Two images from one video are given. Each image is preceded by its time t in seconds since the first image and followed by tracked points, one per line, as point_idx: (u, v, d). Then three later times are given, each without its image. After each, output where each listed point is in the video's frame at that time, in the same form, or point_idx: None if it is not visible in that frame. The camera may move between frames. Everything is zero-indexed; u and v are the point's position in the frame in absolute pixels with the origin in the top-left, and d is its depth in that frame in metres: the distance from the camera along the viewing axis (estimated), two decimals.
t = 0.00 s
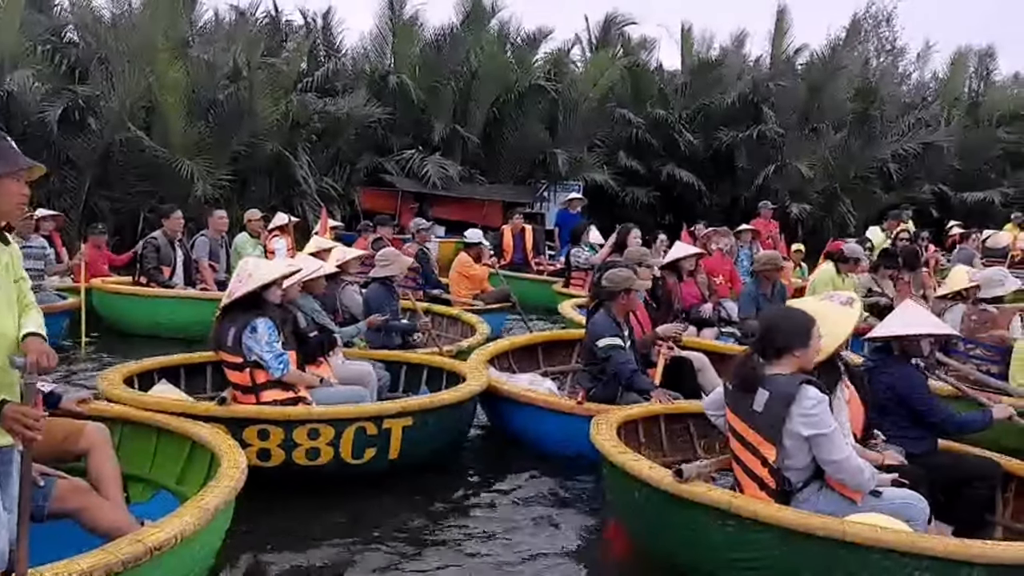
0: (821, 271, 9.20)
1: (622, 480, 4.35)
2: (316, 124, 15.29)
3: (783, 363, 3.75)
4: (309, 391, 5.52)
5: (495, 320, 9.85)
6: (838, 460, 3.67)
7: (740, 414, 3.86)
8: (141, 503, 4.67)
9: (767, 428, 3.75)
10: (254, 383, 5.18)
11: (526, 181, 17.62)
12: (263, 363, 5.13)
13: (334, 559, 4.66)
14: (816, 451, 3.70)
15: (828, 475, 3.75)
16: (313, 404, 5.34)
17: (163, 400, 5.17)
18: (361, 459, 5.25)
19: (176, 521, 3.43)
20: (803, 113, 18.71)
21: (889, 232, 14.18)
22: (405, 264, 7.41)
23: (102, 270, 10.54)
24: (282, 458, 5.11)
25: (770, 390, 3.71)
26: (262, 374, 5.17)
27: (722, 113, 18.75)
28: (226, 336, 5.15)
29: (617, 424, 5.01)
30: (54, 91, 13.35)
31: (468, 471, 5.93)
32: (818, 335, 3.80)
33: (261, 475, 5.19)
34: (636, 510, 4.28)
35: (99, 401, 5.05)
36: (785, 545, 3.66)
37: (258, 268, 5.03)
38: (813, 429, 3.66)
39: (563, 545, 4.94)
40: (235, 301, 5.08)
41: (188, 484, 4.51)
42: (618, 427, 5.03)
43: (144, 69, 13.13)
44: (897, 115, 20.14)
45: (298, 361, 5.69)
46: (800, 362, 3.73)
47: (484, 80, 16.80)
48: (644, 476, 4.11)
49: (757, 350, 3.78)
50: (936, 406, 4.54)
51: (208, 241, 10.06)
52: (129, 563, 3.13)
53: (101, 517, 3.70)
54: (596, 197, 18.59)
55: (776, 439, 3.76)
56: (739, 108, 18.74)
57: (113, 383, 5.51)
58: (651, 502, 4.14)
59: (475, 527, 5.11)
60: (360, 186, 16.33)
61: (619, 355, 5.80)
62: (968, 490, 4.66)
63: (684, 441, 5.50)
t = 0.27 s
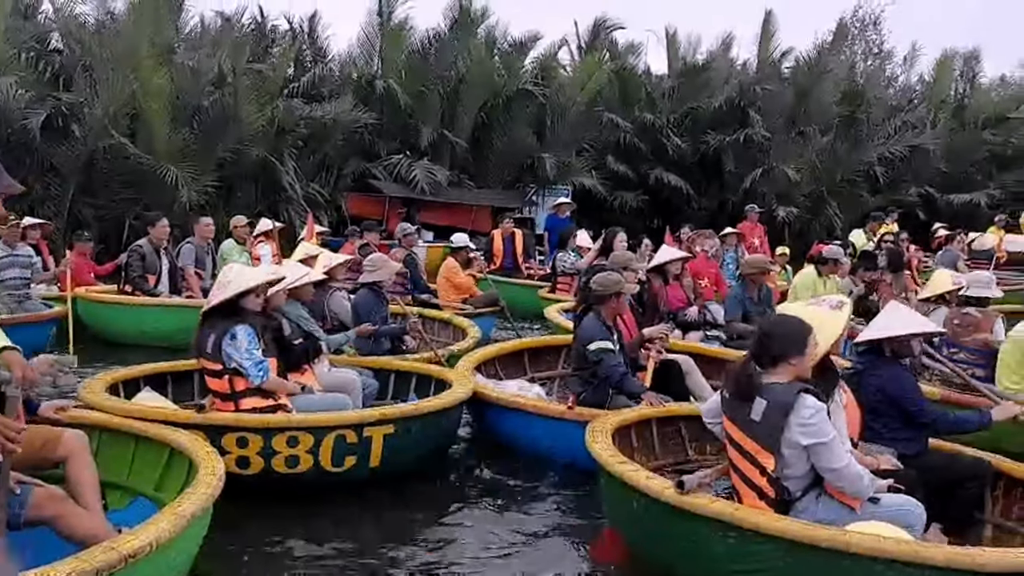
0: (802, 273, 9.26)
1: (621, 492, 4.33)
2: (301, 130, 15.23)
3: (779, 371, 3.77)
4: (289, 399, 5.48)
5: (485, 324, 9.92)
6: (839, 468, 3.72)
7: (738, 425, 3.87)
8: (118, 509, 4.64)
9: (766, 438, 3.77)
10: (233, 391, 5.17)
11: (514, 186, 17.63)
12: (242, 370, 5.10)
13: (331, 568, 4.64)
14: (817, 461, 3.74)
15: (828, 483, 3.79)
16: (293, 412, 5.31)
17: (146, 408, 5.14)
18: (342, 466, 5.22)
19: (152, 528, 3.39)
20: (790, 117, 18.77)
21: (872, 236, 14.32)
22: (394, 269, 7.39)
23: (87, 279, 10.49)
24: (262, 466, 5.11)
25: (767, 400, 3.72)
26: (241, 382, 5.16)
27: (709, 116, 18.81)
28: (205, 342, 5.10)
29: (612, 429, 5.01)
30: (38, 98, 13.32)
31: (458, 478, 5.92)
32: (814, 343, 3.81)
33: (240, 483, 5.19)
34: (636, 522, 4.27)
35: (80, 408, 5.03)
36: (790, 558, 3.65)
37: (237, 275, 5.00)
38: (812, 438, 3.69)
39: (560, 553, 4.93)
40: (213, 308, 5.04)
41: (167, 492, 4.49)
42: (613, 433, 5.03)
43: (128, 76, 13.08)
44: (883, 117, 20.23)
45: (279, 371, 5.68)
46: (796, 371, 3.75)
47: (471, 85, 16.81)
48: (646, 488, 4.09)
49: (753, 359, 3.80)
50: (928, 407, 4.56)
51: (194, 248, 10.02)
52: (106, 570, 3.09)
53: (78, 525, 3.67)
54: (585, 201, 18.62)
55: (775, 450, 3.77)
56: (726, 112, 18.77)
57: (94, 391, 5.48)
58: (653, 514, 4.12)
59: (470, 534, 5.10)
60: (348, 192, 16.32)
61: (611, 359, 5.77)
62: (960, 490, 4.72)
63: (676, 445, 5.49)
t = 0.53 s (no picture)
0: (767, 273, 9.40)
1: (602, 498, 4.32)
2: (269, 133, 15.09)
3: (757, 375, 3.79)
4: (251, 404, 5.43)
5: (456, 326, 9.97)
6: (820, 468, 3.74)
7: (719, 429, 3.88)
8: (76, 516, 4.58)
9: (747, 442, 3.77)
10: (193, 396, 5.12)
11: (485, 188, 17.63)
12: (202, 374, 5.07)
13: None
14: (797, 462, 3.75)
15: (809, 484, 3.81)
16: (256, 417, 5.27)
17: (110, 414, 5.07)
18: (304, 472, 5.17)
19: (109, 533, 3.34)
20: (759, 120, 18.93)
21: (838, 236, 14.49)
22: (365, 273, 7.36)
23: (52, 284, 10.34)
24: (222, 471, 5.05)
25: (747, 403, 3.74)
26: (202, 387, 5.12)
27: (679, 119, 18.95)
28: (166, 346, 5.07)
29: (590, 434, 5.01)
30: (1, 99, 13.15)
31: (434, 483, 5.91)
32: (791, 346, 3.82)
33: (199, 487, 5.13)
34: (620, 530, 4.25)
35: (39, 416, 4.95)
36: (777, 561, 3.66)
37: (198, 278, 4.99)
38: (792, 440, 3.71)
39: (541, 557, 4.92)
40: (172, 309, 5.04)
41: (126, 498, 4.43)
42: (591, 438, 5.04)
43: (90, 77, 12.91)
44: (850, 120, 20.49)
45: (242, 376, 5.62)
46: (773, 374, 3.77)
47: (441, 87, 16.79)
48: (629, 494, 4.08)
49: (730, 364, 3.82)
50: (900, 405, 4.61)
51: (160, 253, 9.91)
52: None
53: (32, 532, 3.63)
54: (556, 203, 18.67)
55: (756, 453, 3.78)
56: (696, 115, 18.90)
57: (56, 398, 5.40)
58: (637, 521, 4.10)
59: (450, 540, 5.09)
60: (317, 195, 16.24)
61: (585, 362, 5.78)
62: (934, 486, 4.81)
63: (648, 447, 5.49)
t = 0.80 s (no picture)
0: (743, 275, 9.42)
1: (596, 499, 4.32)
2: (246, 135, 14.95)
3: (748, 373, 3.81)
4: (223, 408, 5.38)
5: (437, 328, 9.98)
6: (813, 466, 3.77)
7: (713, 428, 3.90)
8: (46, 524, 4.54)
9: (742, 440, 3.79)
10: (162, 399, 5.09)
11: (465, 190, 17.62)
12: (170, 377, 5.02)
13: None
14: (790, 458, 3.78)
15: (803, 481, 3.84)
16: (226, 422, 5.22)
17: (81, 419, 5.04)
18: (276, 479, 5.14)
19: (80, 541, 3.30)
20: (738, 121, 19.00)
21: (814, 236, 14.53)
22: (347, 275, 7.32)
23: (27, 287, 10.24)
24: (193, 476, 5.02)
25: (741, 401, 3.76)
26: (170, 390, 5.08)
27: (658, 121, 19.03)
28: (140, 348, 5.07)
29: (579, 434, 5.02)
30: None
31: (420, 487, 5.89)
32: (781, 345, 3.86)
33: (170, 492, 5.10)
34: (614, 532, 4.24)
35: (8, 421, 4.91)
36: (776, 560, 3.68)
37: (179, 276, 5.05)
38: (786, 436, 3.73)
39: (533, 561, 4.91)
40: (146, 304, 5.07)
41: (96, 505, 4.40)
42: (580, 438, 5.04)
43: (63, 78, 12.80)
44: (828, 121, 20.61)
45: (217, 379, 5.57)
46: (764, 372, 3.80)
47: (420, 88, 16.76)
48: (625, 495, 4.07)
49: (721, 362, 3.84)
50: (888, 404, 4.61)
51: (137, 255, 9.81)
52: None
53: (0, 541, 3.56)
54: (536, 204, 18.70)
55: (751, 451, 3.79)
56: (675, 116, 18.96)
57: (27, 403, 5.35)
58: (633, 522, 4.10)
59: (442, 544, 5.07)
60: (295, 197, 16.18)
61: (569, 365, 5.77)
62: (920, 485, 4.87)
63: (633, 447, 5.47)
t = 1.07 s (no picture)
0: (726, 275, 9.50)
1: (595, 497, 4.29)
2: (228, 136, 14.84)
3: (750, 370, 3.82)
4: (201, 412, 5.34)
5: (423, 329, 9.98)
6: (817, 463, 3.77)
7: (717, 424, 3.89)
8: (21, 529, 4.49)
9: (747, 436, 3.78)
10: (140, 401, 5.06)
11: (450, 191, 17.61)
12: (150, 379, 4.99)
13: None
14: (794, 455, 3.78)
15: (806, 478, 3.85)
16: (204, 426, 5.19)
17: (57, 422, 4.99)
18: (253, 484, 5.11)
19: (58, 548, 3.26)
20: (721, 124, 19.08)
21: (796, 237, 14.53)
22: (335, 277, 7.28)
23: (9, 289, 10.15)
24: (169, 480, 4.98)
25: (745, 396, 3.76)
26: (150, 391, 5.05)
27: (643, 122, 19.07)
28: (121, 348, 5.03)
29: (576, 432, 5.01)
30: None
31: (412, 492, 5.87)
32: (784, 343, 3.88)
33: (146, 497, 5.06)
34: (614, 530, 4.21)
35: None
36: (784, 558, 3.68)
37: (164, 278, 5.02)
38: (790, 433, 3.73)
39: (530, 565, 4.90)
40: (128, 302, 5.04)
41: (71, 511, 4.36)
42: (577, 437, 5.02)
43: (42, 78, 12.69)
44: (811, 123, 20.72)
45: (199, 382, 5.54)
46: (766, 369, 3.81)
47: (403, 89, 16.74)
48: (628, 492, 4.05)
49: (724, 359, 3.85)
50: (880, 406, 4.63)
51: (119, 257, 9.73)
52: None
53: None
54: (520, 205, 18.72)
55: (756, 447, 3.79)
56: (659, 118, 19.01)
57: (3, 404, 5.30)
58: (635, 519, 4.08)
59: (440, 550, 5.05)
60: (277, 198, 16.10)
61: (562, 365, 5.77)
62: (912, 486, 4.90)
63: (624, 447, 5.41)
